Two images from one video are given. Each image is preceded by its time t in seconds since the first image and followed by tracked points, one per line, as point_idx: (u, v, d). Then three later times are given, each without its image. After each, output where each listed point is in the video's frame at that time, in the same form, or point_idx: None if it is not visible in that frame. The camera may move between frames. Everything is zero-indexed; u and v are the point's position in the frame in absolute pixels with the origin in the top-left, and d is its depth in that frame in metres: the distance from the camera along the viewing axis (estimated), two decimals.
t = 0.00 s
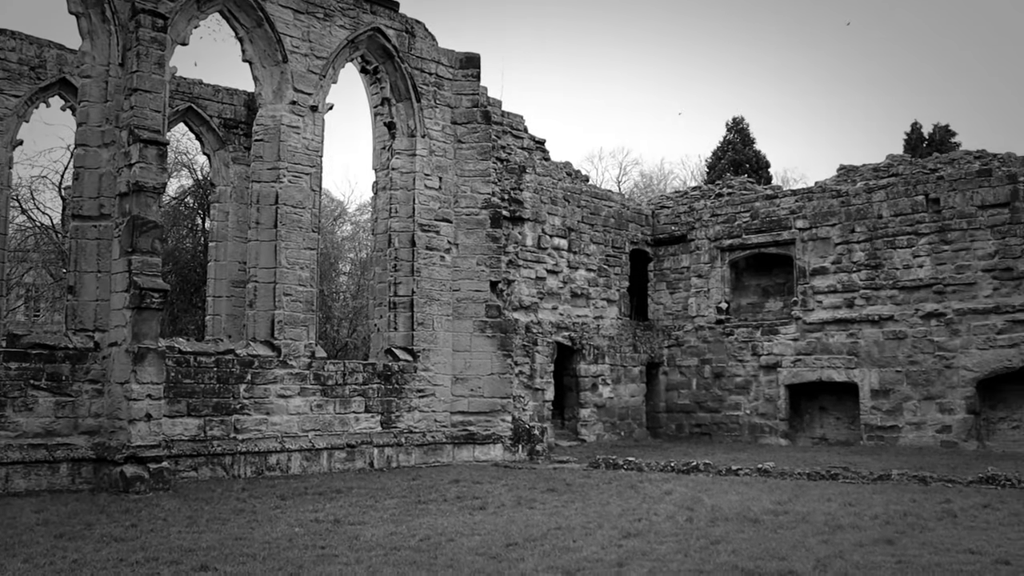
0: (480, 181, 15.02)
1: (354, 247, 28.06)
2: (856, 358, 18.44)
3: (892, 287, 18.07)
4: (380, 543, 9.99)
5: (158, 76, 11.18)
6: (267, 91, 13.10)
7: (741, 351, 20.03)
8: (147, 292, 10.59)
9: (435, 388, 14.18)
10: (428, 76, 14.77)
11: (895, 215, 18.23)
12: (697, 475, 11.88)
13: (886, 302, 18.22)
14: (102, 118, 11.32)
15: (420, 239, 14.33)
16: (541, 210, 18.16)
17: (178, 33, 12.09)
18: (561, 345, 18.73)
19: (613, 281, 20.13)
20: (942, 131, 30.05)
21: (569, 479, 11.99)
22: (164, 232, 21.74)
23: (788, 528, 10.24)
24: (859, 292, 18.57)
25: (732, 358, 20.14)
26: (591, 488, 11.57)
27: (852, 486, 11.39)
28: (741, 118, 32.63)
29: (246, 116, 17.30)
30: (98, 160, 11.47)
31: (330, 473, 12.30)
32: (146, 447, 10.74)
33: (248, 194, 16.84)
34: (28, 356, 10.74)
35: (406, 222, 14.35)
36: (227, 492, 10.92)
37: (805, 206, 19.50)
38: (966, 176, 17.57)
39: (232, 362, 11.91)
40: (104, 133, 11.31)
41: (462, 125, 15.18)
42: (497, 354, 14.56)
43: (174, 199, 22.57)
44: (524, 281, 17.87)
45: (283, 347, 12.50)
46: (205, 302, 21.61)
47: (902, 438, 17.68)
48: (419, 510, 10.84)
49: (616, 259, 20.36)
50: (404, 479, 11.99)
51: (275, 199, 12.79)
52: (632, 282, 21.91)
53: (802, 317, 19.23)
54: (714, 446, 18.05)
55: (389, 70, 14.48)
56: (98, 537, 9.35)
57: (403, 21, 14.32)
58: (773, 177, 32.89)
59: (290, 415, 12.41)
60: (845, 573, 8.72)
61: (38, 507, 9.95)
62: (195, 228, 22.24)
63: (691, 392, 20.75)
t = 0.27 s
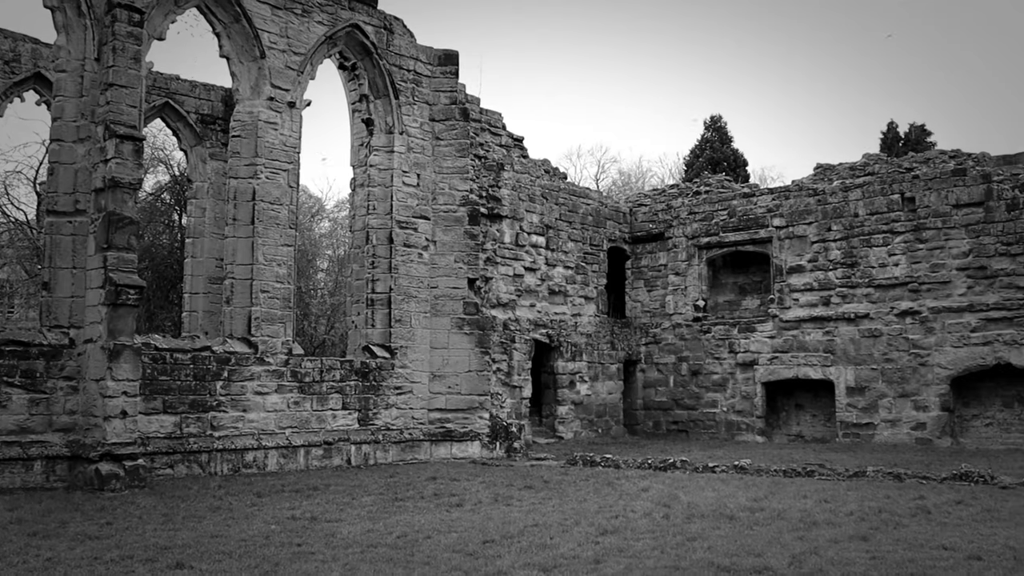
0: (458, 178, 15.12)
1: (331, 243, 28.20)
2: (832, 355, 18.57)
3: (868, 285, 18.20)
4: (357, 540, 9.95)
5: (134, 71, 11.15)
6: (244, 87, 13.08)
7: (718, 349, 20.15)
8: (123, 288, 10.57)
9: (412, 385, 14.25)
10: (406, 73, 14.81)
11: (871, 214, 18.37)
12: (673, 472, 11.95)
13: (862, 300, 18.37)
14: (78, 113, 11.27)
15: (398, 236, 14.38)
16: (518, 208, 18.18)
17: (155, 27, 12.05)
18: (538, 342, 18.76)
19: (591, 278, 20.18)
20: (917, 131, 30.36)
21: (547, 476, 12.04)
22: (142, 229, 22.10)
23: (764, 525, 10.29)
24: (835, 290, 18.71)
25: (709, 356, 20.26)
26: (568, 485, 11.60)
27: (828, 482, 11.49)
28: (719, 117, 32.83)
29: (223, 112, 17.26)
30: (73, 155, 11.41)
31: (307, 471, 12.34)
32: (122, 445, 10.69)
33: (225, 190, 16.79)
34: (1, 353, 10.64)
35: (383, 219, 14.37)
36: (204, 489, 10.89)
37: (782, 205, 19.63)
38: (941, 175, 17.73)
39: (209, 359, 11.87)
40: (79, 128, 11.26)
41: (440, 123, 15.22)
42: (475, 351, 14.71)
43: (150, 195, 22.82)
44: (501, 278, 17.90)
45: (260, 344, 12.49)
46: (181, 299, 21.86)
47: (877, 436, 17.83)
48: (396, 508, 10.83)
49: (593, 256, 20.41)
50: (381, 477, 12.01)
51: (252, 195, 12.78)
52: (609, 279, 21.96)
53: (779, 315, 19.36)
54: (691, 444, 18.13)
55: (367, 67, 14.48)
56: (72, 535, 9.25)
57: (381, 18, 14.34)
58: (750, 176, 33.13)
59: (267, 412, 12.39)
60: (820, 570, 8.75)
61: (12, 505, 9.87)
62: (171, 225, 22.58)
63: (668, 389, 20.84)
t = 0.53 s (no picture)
0: (437, 176, 15.15)
1: (310, 241, 28.22)
2: (810, 354, 18.67)
3: (846, 284, 18.31)
4: (336, 538, 9.93)
5: (111, 67, 11.12)
6: (223, 83, 13.05)
7: (697, 347, 20.23)
8: (100, 285, 10.55)
9: (392, 382, 14.29)
10: (386, 71, 14.83)
11: (849, 213, 18.48)
12: (652, 470, 11.99)
13: (840, 299, 18.48)
14: (55, 108, 11.21)
15: (377, 234, 14.40)
16: (498, 206, 18.20)
17: (133, 23, 12.02)
18: (518, 340, 18.77)
19: (570, 277, 20.21)
20: (895, 131, 30.56)
21: (526, 474, 12.07)
22: (119, 225, 22.02)
23: (742, 523, 10.32)
24: (813, 289, 18.82)
25: (688, 354, 20.34)
26: (547, 483, 11.62)
27: (806, 480, 11.55)
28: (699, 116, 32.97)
29: (202, 109, 17.20)
30: (50, 151, 11.35)
31: (286, 469, 12.34)
32: (99, 443, 10.63)
33: (204, 187, 16.73)
34: None
35: (363, 217, 14.38)
36: (181, 487, 10.85)
37: (761, 204, 19.72)
38: (918, 175, 17.87)
39: (187, 357, 11.83)
40: (56, 124, 11.20)
41: (420, 120, 15.25)
42: (454, 349, 14.74)
43: (129, 192, 22.87)
44: (481, 276, 17.89)
45: (238, 341, 12.48)
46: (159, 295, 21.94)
47: (854, 434, 17.95)
48: (375, 506, 10.82)
49: (573, 254, 20.44)
50: (360, 475, 12.00)
51: (231, 192, 12.76)
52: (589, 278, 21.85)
53: (757, 313, 19.44)
54: (670, 442, 18.18)
55: (346, 64, 14.47)
56: (48, 534, 9.18)
57: (361, 15, 14.35)
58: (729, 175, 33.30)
59: (245, 410, 12.37)
60: (797, 567, 8.79)
61: None
62: (150, 221, 22.62)
63: (647, 387, 20.89)
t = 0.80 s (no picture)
0: (416, 174, 15.16)
1: (288, 239, 28.19)
2: (787, 354, 18.76)
3: (823, 284, 18.42)
4: (312, 537, 9.90)
5: (87, 63, 11.07)
6: (201, 80, 13.01)
7: (675, 346, 20.30)
8: (75, 283, 10.52)
9: (369, 381, 14.29)
10: (364, 69, 14.82)
11: (826, 213, 18.59)
12: (629, 469, 12.03)
13: (817, 299, 18.59)
14: (30, 104, 11.14)
15: (355, 232, 14.40)
16: (477, 205, 18.20)
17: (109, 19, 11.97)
18: (496, 339, 18.78)
19: (548, 276, 20.23)
20: (872, 132, 30.73)
21: (504, 473, 12.08)
22: (95, 223, 22.02)
23: (718, 522, 10.35)
24: (791, 289, 18.92)
25: (666, 353, 20.40)
26: (524, 482, 11.63)
27: (782, 479, 11.61)
28: (677, 116, 33.09)
29: (179, 105, 17.13)
30: (26, 147, 11.28)
31: (262, 467, 12.32)
32: (73, 442, 10.57)
33: (181, 184, 16.69)
34: None
35: (341, 215, 14.36)
36: (157, 486, 10.81)
37: (739, 204, 19.81)
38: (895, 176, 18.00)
39: (163, 355, 11.79)
40: (32, 120, 11.13)
41: (399, 119, 15.26)
42: (432, 348, 14.75)
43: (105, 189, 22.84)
44: (459, 275, 17.87)
45: (215, 340, 12.45)
46: (136, 293, 21.92)
47: (831, 433, 18.07)
48: (352, 505, 10.81)
49: (551, 253, 20.46)
50: (337, 474, 11.99)
51: (208, 189, 12.73)
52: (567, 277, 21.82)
53: (735, 313, 19.51)
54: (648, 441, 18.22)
55: (325, 61, 14.46)
56: (21, 534, 9.10)
57: (340, 12, 14.34)
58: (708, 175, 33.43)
59: (222, 408, 12.33)
60: (772, 566, 8.82)
61: None
62: (126, 219, 22.58)
63: (625, 387, 20.94)
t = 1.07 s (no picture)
0: (400, 175, 15.16)
1: (272, 239, 28.14)
2: (770, 355, 18.83)
3: (807, 286, 18.49)
4: (295, 538, 9.88)
5: (70, 62, 11.03)
6: (185, 80, 12.98)
7: (658, 348, 20.34)
8: (57, 282, 10.48)
9: (353, 382, 14.27)
10: (349, 69, 14.82)
11: (810, 216, 18.67)
12: (613, 471, 12.06)
13: (800, 301, 18.66)
14: (12, 103, 11.09)
15: (339, 233, 14.39)
16: (461, 206, 18.21)
17: (92, 17, 11.93)
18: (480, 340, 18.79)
19: (532, 277, 20.25)
20: (856, 134, 30.87)
21: (487, 474, 12.07)
22: (78, 222, 21.94)
23: (701, 523, 10.37)
24: (774, 291, 18.99)
25: (650, 355, 20.44)
26: (508, 484, 11.64)
27: (765, 481, 11.65)
28: (662, 118, 33.18)
29: (163, 104, 17.07)
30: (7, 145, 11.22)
31: (245, 468, 12.28)
32: (54, 442, 10.52)
33: (164, 184, 16.64)
34: None
35: (325, 216, 14.35)
36: (139, 487, 10.76)
37: (722, 206, 19.86)
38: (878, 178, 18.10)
39: (146, 355, 11.75)
40: (13, 118, 11.08)
41: (384, 119, 15.25)
42: (417, 348, 14.74)
43: (88, 188, 22.78)
44: (443, 276, 17.86)
45: (198, 340, 12.41)
46: (118, 292, 21.85)
47: (813, 434, 18.15)
48: (335, 506, 10.79)
49: (535, 255, 20.47)
50: (320, 475, 11.96)
51: (191, 189, 12.70)
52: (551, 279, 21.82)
53: (719, 315, 19.56)
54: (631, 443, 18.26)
55: (309, 61, 14.44)
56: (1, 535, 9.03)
57: (325, 12, 14.33)
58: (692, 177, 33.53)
59: (205, 409, 12.29)
60: (754, 567, 8.85)
61: None
62: (109, 218, 22.50)
63: (609, 388, 20.96)
